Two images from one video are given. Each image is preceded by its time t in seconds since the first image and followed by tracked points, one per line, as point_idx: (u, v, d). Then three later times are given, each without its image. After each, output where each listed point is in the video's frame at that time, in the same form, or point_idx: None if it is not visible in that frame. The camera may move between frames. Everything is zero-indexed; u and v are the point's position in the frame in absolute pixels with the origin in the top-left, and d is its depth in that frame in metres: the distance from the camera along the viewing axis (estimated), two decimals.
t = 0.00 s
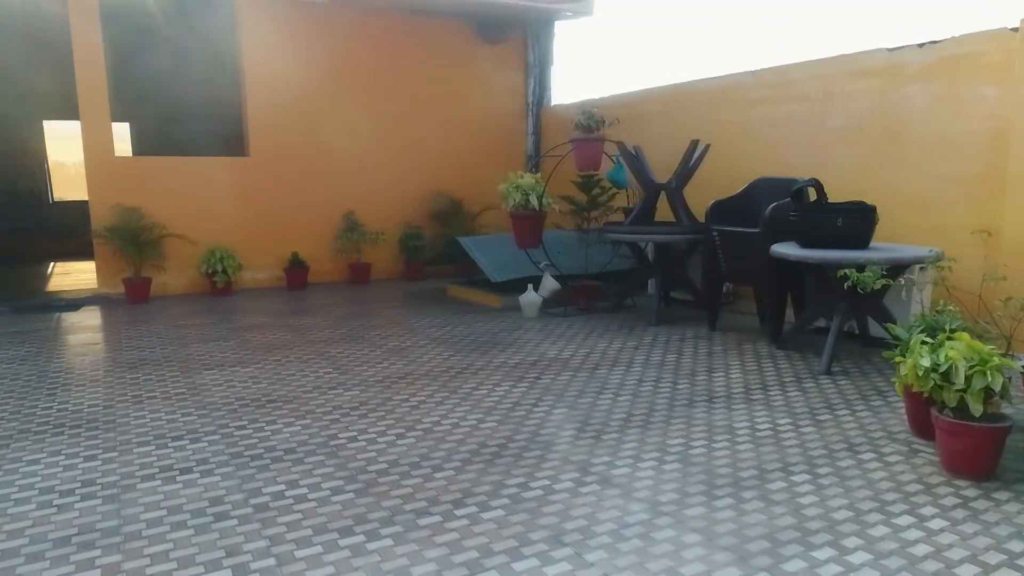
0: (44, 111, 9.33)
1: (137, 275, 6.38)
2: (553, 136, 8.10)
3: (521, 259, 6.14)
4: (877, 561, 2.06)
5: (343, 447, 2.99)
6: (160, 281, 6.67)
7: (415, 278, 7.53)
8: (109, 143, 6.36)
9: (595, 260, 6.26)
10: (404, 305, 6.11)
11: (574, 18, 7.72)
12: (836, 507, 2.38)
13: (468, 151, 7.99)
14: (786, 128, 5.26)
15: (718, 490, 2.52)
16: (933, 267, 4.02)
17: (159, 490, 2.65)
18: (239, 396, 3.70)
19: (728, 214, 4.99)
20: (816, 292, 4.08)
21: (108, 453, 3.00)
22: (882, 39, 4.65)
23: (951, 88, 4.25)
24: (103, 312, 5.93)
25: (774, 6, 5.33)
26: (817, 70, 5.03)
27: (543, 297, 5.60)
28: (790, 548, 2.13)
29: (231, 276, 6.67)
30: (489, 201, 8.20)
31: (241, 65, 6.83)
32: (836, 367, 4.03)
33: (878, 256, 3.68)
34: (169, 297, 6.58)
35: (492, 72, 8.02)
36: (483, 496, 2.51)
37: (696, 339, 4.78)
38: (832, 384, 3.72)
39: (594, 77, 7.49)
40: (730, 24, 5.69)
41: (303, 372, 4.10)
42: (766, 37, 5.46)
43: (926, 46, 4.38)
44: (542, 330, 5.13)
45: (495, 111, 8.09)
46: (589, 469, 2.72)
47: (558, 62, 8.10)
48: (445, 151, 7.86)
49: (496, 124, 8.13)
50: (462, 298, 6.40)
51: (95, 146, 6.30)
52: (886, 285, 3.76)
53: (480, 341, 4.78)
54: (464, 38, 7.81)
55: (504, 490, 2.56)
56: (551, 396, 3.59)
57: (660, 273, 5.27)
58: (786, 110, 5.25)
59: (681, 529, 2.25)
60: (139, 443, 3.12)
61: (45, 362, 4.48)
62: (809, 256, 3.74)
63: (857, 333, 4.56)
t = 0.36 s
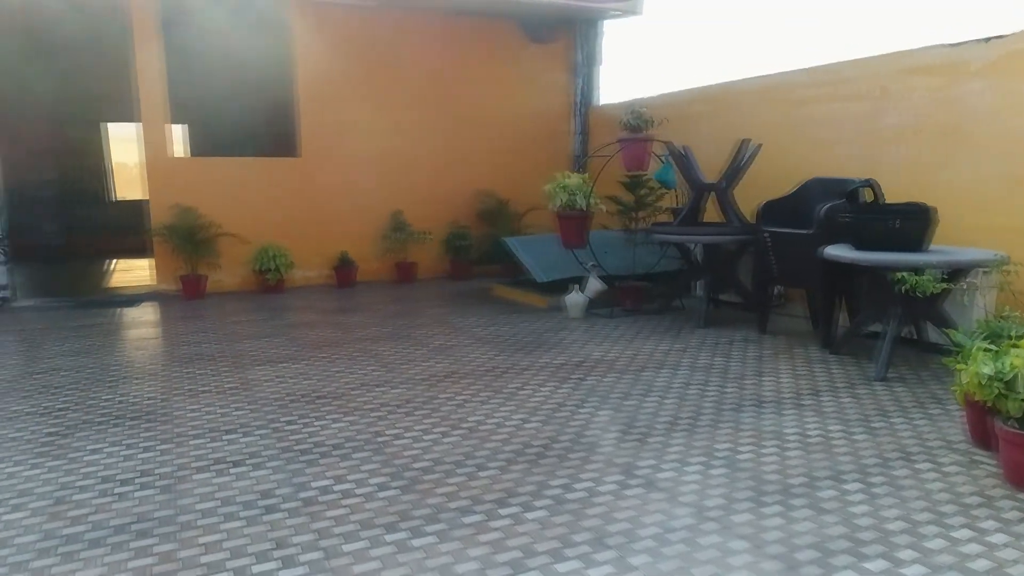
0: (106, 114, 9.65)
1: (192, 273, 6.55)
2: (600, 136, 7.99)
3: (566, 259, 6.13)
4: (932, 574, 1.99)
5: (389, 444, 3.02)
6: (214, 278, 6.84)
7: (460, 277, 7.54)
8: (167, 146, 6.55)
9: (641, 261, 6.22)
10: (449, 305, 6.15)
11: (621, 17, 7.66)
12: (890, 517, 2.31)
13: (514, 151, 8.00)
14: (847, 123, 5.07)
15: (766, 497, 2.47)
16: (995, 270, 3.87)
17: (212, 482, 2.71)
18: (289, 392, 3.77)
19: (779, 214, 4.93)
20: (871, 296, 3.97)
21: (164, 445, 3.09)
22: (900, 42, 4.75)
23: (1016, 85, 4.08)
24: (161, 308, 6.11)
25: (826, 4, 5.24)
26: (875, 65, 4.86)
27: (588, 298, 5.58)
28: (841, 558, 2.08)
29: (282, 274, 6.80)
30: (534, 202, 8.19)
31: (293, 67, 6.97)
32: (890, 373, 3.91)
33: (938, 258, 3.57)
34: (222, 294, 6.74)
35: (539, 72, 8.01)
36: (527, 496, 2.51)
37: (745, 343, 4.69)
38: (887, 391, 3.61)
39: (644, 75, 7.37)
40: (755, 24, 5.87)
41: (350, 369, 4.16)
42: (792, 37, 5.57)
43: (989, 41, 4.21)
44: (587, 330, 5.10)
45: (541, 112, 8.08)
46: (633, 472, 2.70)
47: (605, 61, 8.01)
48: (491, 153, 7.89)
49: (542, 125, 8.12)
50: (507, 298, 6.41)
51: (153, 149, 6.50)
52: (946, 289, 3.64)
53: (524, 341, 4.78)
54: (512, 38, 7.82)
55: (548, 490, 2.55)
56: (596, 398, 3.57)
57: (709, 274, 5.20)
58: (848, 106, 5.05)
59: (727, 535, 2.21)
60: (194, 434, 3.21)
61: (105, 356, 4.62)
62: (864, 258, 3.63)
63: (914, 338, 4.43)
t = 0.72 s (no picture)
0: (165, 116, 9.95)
1: (245, 270, 6.71)
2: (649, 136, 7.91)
3: (611, 261, 6.10)
4: None
5: (433, 443, 3.04)
6: (266, 276, 6.98)
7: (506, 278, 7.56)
8: (222, 147, 6.71)
9: (688, 263, 6.14)
10: (494, 305, 6.17)
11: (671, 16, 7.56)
12: (945, 531, 2.23)
13: (561, 152, 7.98)
14: (900, 124, 4.96)
15: (814, 506, 2.40)
16: None
17: (261, 475, 2.77)
18: (336, 389, 3.83)
19: (832, 217, 4.81)
20: (928, 300, 3.85)
21: (216, 438, 3.17)
22: (918, 41, 4.92)
23: None
24: (215, 304, 6.27)
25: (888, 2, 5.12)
26: (932, 63, 4.73)
27: (633, 299, 5.52)
28: (893, 572, 2.01)
29: (331, 273, 6.91)
30: (580, 202, 8.15)
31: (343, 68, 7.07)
32: (948, 381, 3.77)
33: (1000, 263, 3.44)
34: (273, 292, 6.88)
35: (588, 72, 7.96)
36: (569, 498, 2.49)
37: (795, 347, 4.59)
38: (944, 400, 3.49)
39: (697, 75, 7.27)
40: (773, 24, 6.21)
41: (396, 367, 4.20)
42: (812, 36, 5.82)
43: None
44: (632, 332, 5.06)
45: (589, 112, 8.03)
46: (678, 477, 2.66)
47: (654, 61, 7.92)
48: (538, 153, 7.88)
49: (590, 125, 8.07)
50: (552, 299, 6.40)
51: (209, 150, 6.67)
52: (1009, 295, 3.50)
53: (569, 342, 4.76)
54: (560, 38, 7.80)
55: (590, 493, 2.53)
56: (640, 401, 3.53)
57: (758, 277, 5.09)
58: (898, 105, 4.96)
59: (774, 544, 2.16)
60: (244, 429, 3.28)
61: (163, 350, 4.77)
62: (921, 261, 3.53)
63: (974, 345, 4.27)
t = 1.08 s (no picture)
0: (221, 118, 10.20)
1: (295, 269, 6.84)
2: (698, 136, 7.80)
3: (658, 263, 6.04)
4: None
5: (475, 443, 3.05)
6: (315, 275, 7.11)
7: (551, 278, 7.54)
8: (275, 148, 6.85)
9: (737, 265, 6.03)
10: (538, 306, 6.16)
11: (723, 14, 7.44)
12: (1004, 548, 2.13)
13: (608, 152, 7.92)
14: (932, 125, 4.99)
15: (865, 518, 2.33)
16: None
17: (308, 471, 2.81)
18: (382, 387, 3.87)
19: (887, 219, 4.66)
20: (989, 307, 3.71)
21: (266, 434, 3.23)
22: (978, 38, 4.76)
23: None
24: (266, 302, 6.41)
25: None
26: (996, 59, 4.55)
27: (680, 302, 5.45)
28: None
29: (378, 273, 6.99)
30: (627, 203, 8.09)
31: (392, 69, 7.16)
32: (1010, 391, 3.63)
33: None
34: (322, 290, 7.00)
35: (636, 72, 7.89)
36: (611, 502, 2.47)
37: (847, 353, 4.47)
38: (1005, 410, 3.35)
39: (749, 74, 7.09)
40: (818, 24, 6.25)
41: (441, 367, 4.23)
42: (875, 36, 5.66)
43: None
44: (678, 335, 4.99)
45: (637, 112, 7.96)
46: (722, 484, 2.61)
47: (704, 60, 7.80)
48: (585, 154, 7.85)
49: (638, 126, 8.00)
50: (597, 300, 6.35)
51: (262, 151, 6.82)
52: None
53: (614, 345, 4.72)
54: (608, 37, 7.74)
55: (632, 498, 2.50)
56: (686, 405, 3.48)
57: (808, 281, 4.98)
58: (949, 104, 4.88)
59: (821, 556, 2.11)
60: (293, 425, 3.35)
61: (216, 347, 4.89)
62: (982, 268, 3.40)
63: None
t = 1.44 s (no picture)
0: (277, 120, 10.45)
1: (347, 268, 6.96)
2: (750, 135, 7.65)
3: (708, 265, 5.96)
4: None
5: (521, 444, 3.05)
6: (366, 275, 7.22)
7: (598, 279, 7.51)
8: (328, 151, 6.98)
9: (790, 268, 5.91)
10: (586, 307, 6.13)
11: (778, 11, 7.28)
12: None
13: (657, 153, 7.85)
14: (980, 124, 4.93)
15: (922, 533, 2.26)
16: None
17: (356, 469, 2.86)
18: (430, 387, 3.91)
19: (950, 222, 4.50)
20: None
21: (316, 430, 3.30)
22: None
23: None
24: (318, 300, 6.53)
25: None
26: None
27: (731, 305, 5.36)
28: None
29: (427, 273, 7.06)
30: (677, 204, 7.99)
31: (442, 71, 7.23)
32: None
33: None
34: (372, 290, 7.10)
35: (687, 71, 7.79)
36: (657, 508, 2.45)
37: (905, 360, 4.33)
38: None
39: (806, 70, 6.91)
40: (880, 22, 6.08)
41: (488, 367, 4.25)
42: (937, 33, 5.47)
43: None
44: (728, 340, 4.91)
45: (688, 112, 7.86)
46: (772, 493, 2.56)
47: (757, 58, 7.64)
48: (634, 155, 7.79)
49: (689, 126, 7.90)
50: (645, 303, 6.29)
51: (315, 153, 6.96)
52: None
53: (663, 348, 4.67)
54: (659, 36, 7.67)
55: (679, 505, 2.47)
56: (735, 411, 3.43)
57: (866, 285, 4.83)
58: (1015, 102, 4.69)
59: (875, 570, 2.05)
60: (343, 422, 3.41)
61: (270, 343, 5.01)
62: None
63: None
